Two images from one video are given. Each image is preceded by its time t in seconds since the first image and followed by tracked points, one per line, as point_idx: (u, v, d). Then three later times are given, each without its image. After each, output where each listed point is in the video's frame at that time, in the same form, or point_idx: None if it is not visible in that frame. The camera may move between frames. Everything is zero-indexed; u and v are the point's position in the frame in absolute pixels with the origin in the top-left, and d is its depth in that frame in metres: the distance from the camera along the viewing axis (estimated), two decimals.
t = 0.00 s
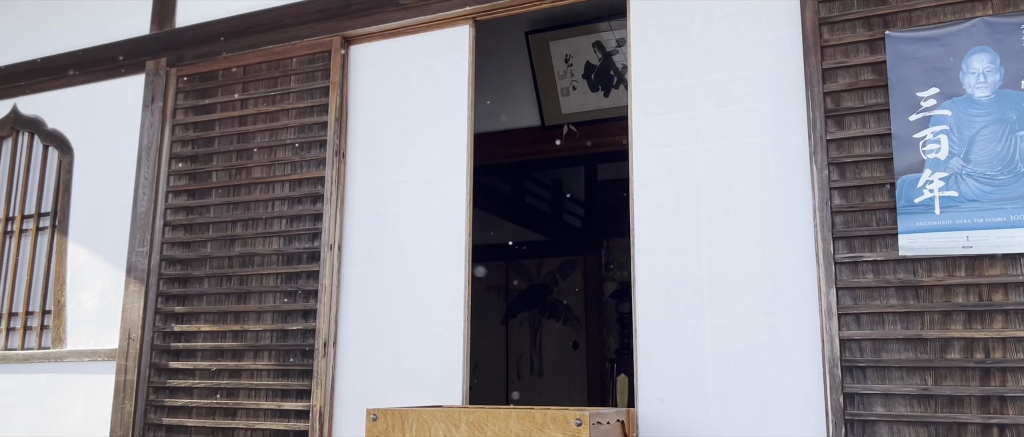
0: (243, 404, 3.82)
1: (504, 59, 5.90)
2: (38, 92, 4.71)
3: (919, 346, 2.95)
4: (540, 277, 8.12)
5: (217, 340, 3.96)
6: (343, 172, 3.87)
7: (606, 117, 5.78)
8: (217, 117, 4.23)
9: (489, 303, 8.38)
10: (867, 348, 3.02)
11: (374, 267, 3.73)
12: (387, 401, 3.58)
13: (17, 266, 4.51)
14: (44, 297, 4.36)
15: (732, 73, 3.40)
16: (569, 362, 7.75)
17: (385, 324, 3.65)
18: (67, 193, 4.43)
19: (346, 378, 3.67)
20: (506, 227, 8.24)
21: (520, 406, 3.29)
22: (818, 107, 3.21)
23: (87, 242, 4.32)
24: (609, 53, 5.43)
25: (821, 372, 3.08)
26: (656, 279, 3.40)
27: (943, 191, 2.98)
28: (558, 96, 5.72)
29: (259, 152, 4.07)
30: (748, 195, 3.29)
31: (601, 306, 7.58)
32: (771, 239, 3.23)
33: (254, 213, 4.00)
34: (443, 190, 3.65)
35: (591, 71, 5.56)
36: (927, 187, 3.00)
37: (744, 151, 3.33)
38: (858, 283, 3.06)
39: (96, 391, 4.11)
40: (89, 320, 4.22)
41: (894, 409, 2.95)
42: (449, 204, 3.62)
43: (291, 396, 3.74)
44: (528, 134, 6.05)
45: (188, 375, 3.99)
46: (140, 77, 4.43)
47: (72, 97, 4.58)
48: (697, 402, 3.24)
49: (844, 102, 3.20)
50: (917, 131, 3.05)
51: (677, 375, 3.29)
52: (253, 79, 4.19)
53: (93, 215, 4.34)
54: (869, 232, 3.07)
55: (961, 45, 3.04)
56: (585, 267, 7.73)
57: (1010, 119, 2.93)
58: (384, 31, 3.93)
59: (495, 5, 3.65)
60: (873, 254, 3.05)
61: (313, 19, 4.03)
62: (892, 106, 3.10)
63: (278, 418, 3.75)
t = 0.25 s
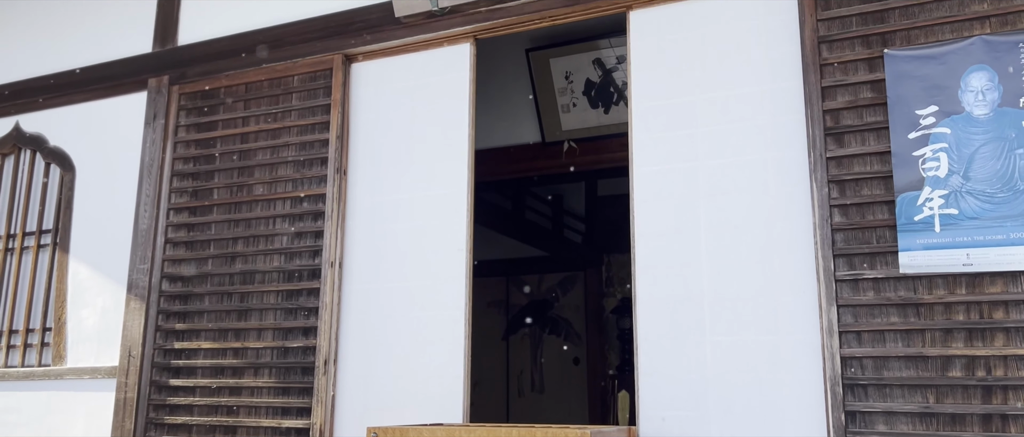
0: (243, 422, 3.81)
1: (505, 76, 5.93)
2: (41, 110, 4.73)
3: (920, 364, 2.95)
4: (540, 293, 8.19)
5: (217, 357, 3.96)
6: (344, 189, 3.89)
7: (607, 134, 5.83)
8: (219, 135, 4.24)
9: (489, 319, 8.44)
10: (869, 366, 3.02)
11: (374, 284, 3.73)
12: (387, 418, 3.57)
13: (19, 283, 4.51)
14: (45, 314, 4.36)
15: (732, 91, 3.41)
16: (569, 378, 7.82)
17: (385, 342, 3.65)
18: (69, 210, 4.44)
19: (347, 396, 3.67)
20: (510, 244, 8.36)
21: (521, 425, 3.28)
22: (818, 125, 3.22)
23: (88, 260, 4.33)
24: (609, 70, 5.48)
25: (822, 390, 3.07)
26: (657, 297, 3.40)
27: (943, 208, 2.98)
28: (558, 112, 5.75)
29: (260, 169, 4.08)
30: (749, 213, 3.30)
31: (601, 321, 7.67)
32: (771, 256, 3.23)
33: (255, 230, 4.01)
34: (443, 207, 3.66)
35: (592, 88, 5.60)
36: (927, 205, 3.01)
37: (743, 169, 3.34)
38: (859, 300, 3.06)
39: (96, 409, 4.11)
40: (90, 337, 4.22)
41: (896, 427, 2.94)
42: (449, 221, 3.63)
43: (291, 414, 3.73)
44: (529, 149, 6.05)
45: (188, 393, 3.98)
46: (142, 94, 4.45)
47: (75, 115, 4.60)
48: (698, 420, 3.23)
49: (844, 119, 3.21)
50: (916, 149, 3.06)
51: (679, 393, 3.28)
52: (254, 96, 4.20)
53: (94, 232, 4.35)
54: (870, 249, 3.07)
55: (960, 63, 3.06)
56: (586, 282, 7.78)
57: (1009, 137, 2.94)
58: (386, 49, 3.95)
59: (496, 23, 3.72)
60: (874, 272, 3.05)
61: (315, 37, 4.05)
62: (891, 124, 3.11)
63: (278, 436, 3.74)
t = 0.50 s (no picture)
0: None
1: (505, 93, 5.95)
2: (43, 128, 4.74)
3: (922, 383, 2.95)
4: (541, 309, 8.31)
5: (217, 375, 3.95)
6: (346, 207, 3.90)
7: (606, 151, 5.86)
8: (221, 152, 4.25)
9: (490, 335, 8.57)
10: (870, 384, 3.02)
11: (375, 302, 3.74)
12: None
13: (19, 301, 4.51)
14: (45, 332, 4.36)
15: (731, 109, 3.42)
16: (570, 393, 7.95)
17: (386, 359, 3.64)
18: (70, 228, 4.45)
19: (347, 414, 3.66)
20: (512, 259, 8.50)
21: None
22: (818, 143, 3.23)
23: (89, 277, 4.33)
24: (609, 87, 5.51)
25: (823, 408, 3.06)
26: (657, 315, 3.39)
27: (943, 226, 2.98)
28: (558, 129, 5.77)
29: (262, 187, 4.09)
30: (749, 230, 3.30)
31: (602, 337, 7.69)
32: (772, 274, 3.23)
33: (256, 247, 4.01)
34: (444, 224, 3.67)
35: (592, 105, 5.62)
36: (927, 223, 3.01)
37: (744, 186, 3.34)
38: (860, 318, 3.06)
39: (95, 427, 4.09)
40: (90, 355, 4.21)
41: None
42: (450, 238, 3.63)
43: (291, 432, 3.71)
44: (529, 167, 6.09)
45: (188, 411, 3.97)
46: (144, 112, 4.47)
47: (76, 132, 4.61)
48: None
49: (843, 138, 3.22)
50: (915, 167, 3.06)
51: (680, 411, 3.28)
52: (256, 114, 4.21)
53: (95, 250, 4.35)
54: (870, 268, 3.07)
55: (959, 82, 3.06)
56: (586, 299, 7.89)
57: (1009, 155, 2.94)
58: (386, 67, 3.97)
59: (496, 42, 3.76)
60: (875, 290, 3.06)
61: (316, 55, 4.07)
62: (891, 142, 3.12)
63: None
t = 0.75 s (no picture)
0: None
1: (506, 112, 5.98)
2: (45, 149, 4.76)
3: (923, 405, 2.94)
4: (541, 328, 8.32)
5: (217, 396, 3.95)
6: (347, 228, 3.91)
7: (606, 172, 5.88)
8: (222, 173, 4.27)
9: (490, 355, 8.54)
10: (872, 406, 3.01)
11: (375, 323, 3.74)
12: None
13: (19, 323, 4.51)
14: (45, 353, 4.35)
15: (731, 131, 3.44)
16: (572, 414, 7.93)
17: (386, 381, 3.64)
18: (71, 249, 4.45)
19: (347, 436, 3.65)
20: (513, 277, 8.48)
21: None
22: (818, 165, 3.24)
23: (89, 298, 4.33)
24: (609, 108, 5.54)
25: (825, 431, 3.06)
26: (658, 336, 3.39)
27: (943, 248, 2.99)
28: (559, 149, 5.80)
29: (263, 208, 4.10)
30: (749, 251, 3.31)
31: (602, 356, 7.83)
32: (772, 296, 3.23)
33: (257, 268, 4.01)
34: (445, 246, 3.68)
35: (592, 126, 5.65)
36: (927, 244, 3.01)
37: (744, 208, 3.35)
38: (861, 340, 3.05)
39: None
40: (90, 376, 4.21)
41: None
42: (451, 259, 3.64)
43: None
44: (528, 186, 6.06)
45: (187, 433, 3.96)
46: (146, 133, 4.49)
47: (78, 153, 4.63)
48: None
49: (842, 160, 3.23)
50: (915, 189, 3.07)
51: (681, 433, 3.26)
52: (258, 135, 4.23)
53: (96, 270, 4.36)
54: (871, 289, 3.07)
55: (957, 104, 3.08)
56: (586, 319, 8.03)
57: (1008, 177, 2.95)
58: (388, 89, 4.00)
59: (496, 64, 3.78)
60: (875, 312, 3.05)
61: (319, 77, 4.09)
62: (890, 164, 3.13)
63: None
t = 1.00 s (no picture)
0: None
1: (507, 129, 5.99)
2: (47, 166, 4.78)
3: (925, 423, 2.92)
4: (541, 344, 8.35)
5: (217, 414, 3.94)
6: (348, 245, 3.92)
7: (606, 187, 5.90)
8: (223, 191, 4.28)
9: (490, 370, 8.56)
10: (874, 425, 3.00)
11: (376, 340, 3.74)
12: None
13: (20, 340, 4.51)
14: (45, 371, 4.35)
15: (730, 148, 3.45)
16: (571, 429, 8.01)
17: (386, 399, 3.63)
18: (72, 266, 4.46)
19: None
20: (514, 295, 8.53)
21: None
22: (818, 183, 3.24)
23: (90, 316, 4.33)
24: (609, 125, 5.56)
25: None
26: (659, 354, 3.38)
27: (943, 266, 2.99)
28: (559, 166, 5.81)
29: (264, 225, 4.11)
30: (749, 270, 3.31)
31: (603, 373, 7.81)
32: (773, 314, 3.24)
33: (258, 286, 4.01)
34: (445, 263, 3.69)
35: (592, 142, 5.67)
36: (927, 262, 3.01)
37: (744, 226, 3.36)
38: (862, 357, 3.05)
39: None
40: (90, 394, 4.20)
41: None
42: (452, 276, 3.65)
43: None
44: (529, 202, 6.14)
45: None
46: (148, 151, 4.50)
47: (80, 171, 4.64)
48: None
49: (842, 178, 3.23)
50: (915, 207, 3.07)
51: None
52: (259, 152, 4.24)
53: (97, 288, 4.36)
54: (871, 307, 3.07)
55: (956, 122, 3.09)
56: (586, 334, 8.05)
57: (1008, 195, 2.95)
58: (390, 107, 4.01)
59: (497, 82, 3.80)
60: (876, 329, 3.05)
61: (320, 95, 4.11)
62: (890, 182, 3.13)
63: None
